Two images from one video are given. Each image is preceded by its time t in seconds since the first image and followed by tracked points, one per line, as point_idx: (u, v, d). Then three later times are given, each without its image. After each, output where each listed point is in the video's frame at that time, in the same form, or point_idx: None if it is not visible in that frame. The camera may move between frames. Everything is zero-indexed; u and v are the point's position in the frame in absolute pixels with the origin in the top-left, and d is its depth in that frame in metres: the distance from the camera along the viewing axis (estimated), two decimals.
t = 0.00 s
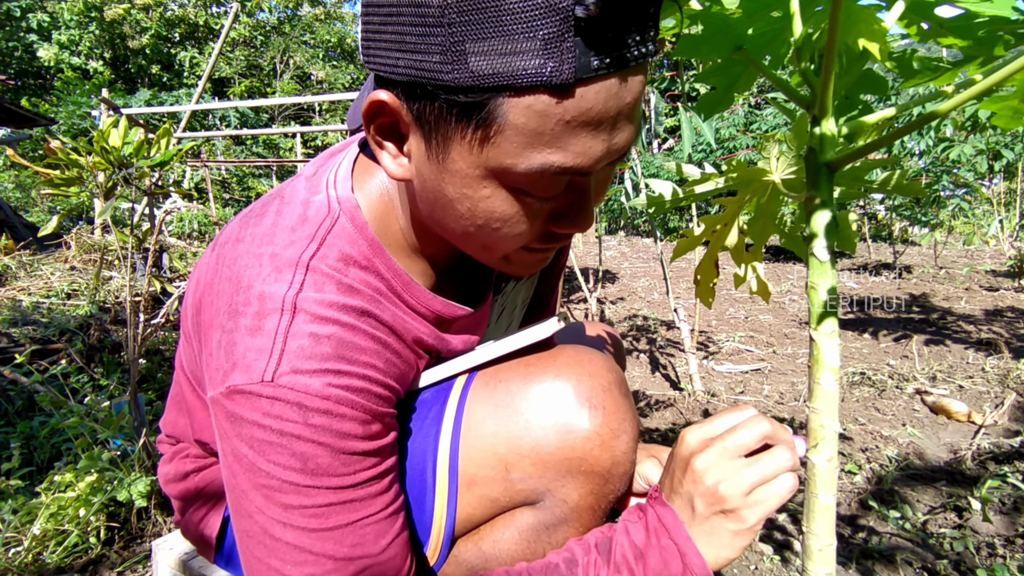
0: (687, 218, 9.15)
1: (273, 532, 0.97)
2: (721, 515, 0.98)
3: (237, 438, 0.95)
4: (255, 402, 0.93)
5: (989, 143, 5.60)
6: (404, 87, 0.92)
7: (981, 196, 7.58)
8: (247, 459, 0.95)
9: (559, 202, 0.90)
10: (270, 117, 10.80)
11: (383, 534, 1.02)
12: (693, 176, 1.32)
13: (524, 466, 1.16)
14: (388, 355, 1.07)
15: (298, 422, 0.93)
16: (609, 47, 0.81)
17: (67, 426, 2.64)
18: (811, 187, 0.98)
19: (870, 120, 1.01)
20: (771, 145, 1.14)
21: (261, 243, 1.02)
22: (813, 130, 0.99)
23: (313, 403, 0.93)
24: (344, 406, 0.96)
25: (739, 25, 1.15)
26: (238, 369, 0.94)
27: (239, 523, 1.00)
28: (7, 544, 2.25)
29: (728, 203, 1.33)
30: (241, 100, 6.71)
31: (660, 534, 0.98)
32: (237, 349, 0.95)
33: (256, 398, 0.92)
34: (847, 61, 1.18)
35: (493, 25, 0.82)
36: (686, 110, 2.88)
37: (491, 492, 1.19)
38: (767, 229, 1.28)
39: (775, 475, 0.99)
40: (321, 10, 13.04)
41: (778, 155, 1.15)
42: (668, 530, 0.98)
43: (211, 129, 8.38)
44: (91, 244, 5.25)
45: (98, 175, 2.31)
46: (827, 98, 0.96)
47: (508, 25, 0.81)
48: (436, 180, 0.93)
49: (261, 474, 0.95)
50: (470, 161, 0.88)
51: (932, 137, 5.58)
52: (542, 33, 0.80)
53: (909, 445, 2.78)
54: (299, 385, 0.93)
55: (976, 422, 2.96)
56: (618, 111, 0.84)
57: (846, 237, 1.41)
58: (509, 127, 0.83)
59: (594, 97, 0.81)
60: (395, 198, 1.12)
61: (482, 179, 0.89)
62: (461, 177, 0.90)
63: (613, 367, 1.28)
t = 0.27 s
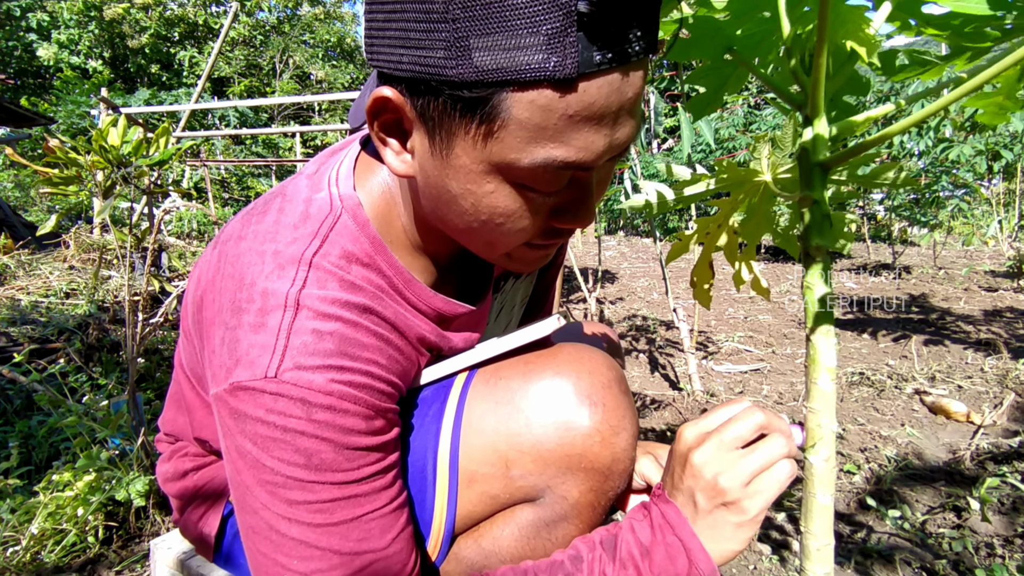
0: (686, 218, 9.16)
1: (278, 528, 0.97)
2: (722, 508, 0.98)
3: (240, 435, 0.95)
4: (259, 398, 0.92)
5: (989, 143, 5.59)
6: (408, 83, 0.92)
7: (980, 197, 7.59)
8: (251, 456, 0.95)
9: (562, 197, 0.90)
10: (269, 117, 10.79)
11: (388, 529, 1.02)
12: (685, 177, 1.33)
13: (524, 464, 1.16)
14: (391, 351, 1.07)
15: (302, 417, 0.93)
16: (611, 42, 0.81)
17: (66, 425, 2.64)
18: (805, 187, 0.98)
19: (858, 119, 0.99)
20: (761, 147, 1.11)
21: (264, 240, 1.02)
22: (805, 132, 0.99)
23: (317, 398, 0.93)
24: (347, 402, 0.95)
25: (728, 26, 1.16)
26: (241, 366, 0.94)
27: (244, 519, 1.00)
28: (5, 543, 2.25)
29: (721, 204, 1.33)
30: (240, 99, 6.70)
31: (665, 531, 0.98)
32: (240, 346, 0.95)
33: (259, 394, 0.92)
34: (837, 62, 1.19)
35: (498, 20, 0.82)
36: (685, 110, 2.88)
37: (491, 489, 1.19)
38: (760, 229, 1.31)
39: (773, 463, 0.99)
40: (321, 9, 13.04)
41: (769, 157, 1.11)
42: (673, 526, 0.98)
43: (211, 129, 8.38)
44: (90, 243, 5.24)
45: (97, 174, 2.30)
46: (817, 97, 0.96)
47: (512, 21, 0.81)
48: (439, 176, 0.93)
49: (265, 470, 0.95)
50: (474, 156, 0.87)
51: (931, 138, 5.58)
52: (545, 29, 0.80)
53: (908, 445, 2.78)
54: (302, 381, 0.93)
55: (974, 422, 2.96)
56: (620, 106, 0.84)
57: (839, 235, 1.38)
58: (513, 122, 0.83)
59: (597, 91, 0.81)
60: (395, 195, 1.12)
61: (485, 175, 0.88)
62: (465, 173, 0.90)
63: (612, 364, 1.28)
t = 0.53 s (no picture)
0: (682, 219, 9.17)
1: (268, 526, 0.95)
2: (713, 510, 0.97)
3: (232, 431, 0.94)
4: (250, 395, 0.91)
5: (982, 145, 5.62)
6: (403, 80, 0.92)
7: (973, 198, 7.62)
8: (242, 452, 0.94)
9: (555, 195, 0.90)
10: (264, 116, 10.76)
11: (379, 528, 1.02)
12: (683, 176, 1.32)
13: (517, 464, 1.16)
14: (384, 349, 1.06)
15: (294, 413, 0.92)
16: (606, 39, 0.81)
17: (56, 425, 2.63)
18: (802, 186, 0.98)
19: (855, 119, 0.99)
20: (760, 144, 1.15)
21: (257, 236, 1.01)
22: (802, 129, 0.99)
23: (309, 395, 0.92)
24: (340, 398, 0.95)
25: (729, 21, 1.16)
26: (233, 362, 0.93)
27: (234, 517, 0.99)
28: None
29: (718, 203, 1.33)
30: (234, 98, 6.68)
31: (657, 533, 0.98)
32: (232, 342, 0.94)
33: (250, 391, 0.91)
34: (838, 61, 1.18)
35: (492, 16, 0.81)
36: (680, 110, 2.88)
37: (483, 489, 1.18)
38: (757, 229, 1.29)
39: (763, 464, 0.99)
40: (316, 9, 13.01)
41: (767, 153, 1.15)
42: (664, 528, 0.98)
43: (205, 128, 8.34)
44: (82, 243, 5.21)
45: (88, 172, 2.29)
46: (816, 95, 0.95)
47: (506, 17, 0.81)
48: (433, 174, 0.92)
49: (256, 467, 0.94)
50: (467, 153, 0.87)
51: (925, 139, 5.60)
52: (539, 25, 0.80)
53: (901, 445, 2.79)
54: (294, 377, 0.92)
55: (967, 422, 2.97)
56: (614, 104, 0.83)
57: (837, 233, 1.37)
58: (506, 119, 0.83)
59: (591, 89, 0.81)
60: (389, 191, 1.11)
61: (479, 172, 0.88)
62: (459, 170, 0.89)
63: (606, 364, 1.27)
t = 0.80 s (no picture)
0: (674, 218, 9.19)
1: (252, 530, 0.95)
2: (709, 513, 0.97)
3: (214, 435, 0.93)
4: (231, 398, 0.91)
5: (972, 145, 5.66)
6: (381, 77, 0.91)
7: (963, 198, 7.68)
8: (225, 456, 0.94)
9: (539, 194, 0.89)
10: (256, 113, 10.70)
11: (366, 530, 1.01)
12: (678, 173, 1.32)
13: (507, 465, 1.15)
14: (369, 349, 1.05)
15: (276, 417, 0.91)
16: (586, 34, 0.80)
17: (44, 424, 2.61)
18: (794, 184, 0.98)
19: (851, 117, 0.99)
20: (755, 143, 1.14)
21: (238, 236, 1.01)
22: (796, 127, 0.99)
23: (291, 398, 0.92)
24: (323, 401, 0.94)
25: (723, 19, 1.16)
26: (213, 364, 0.93)
27: (218, 520, 0.99)
28: None
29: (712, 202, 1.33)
30: (226, 96, 6.64)
31: (651, 537, 0.98)
32: (212, 344, 0.93)
33: (232, 394, 0.91)
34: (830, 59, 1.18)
35: (468, 12, 0.81)
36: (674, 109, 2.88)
37: (473, 491, 1.18)
38: (751, 228, 1.31)
39: (758, 467, 0.99)
40: (309, 6, 12.96)
41: (762, 152, 1.14)
42: (658, 532, 0.97)
43: (196, 125, 8.29)
44: (71, 241, 5.17)
45: (77, 170, 2.30)
46: (810, 93, 0.96)
47: (483, 12, 0.81)
48: (415, 172, 0.92)
49: (239, 471, 0.93)
50: (448, 151, 0.86)
51: (916, 139, 5.64)
52: (517, 20, 0.80)
53: (891, 443, 2.80)
54: (276, 380, 0.91)
55: (957, 420, 2.99)
56: (597, 101, 0.83)
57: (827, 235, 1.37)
58: (486, 116, 0.82)
59: (572, 85, 0.80)
60: (373, 187, 1.10)
61: (461, 170, 0.87)
62: (440, 169, 0.89)
63: (597, 364, 1.27)
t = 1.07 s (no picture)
0: (668, 214, 9.21)
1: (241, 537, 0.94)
2: (704, 519, 0.97)
3: (199, 441, 0.93)
4: (215, 404, 0.90)
5: (963, 141, 5.68)
6: (365, 73, 0.90)
7: (955, 195, 7.72)
8: (211, 463, 0.93)
9: (530, 192, 0.89)
10: (249, 108, 10.65)
11: (357, 534, 1.00)
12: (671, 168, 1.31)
13: (498, 465, 1.15)
14: (358, 350, 1.05)
15: (262, 423, 0.91)
16: (576, 30, 0.80)
17: (33, 420, 2.61)
18: (787, 178, 0.98)
19: (843, 111, 0.99)
20: (748, 137, 1.14)
21: (222, 235, 1.00)
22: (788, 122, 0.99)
23: (277, 403, 0.91)
24: (309, 406, 0.93)
25: (716, 13, 1.15)
26: (197, 369, 0.92)
27: (206, 526, 0.98)
28: None
29: (706, 196, 1.33)
30: (218, 90, 6.60)
31: (645, 541, 0.98)
32: (196, 348, 0.93)
33: (216, 400, 0.90)
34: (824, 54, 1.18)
35: (454, 8, 0.80)
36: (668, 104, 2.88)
37: (465, 491, 1.18)
38: (742, 224, 1.29)
39: (752, 471, 0.99)
40: None
41: (755, 147, 1.14)
42: (652, 536, 0.98)
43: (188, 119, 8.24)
44: (61, 236, 5.12)
45: (66, 164, 2.29)
46: (804, 87, 0.96)
47: (468, 7, 0.80)
48: (402, 171, 0.91)
49: (225, 478, 0.93)
50: (435, 150, 0.86)
51: (908, 136, 5.66)
52: (505, 15, 0.79)
53: (882, 437, 2.82)
54: (261, 385, 0.90)
55: (948, 415, 3.01)
56: (589, 98, 0.83)
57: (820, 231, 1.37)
58: (474, 115, 0.82)
59: (562, 82, 0.80)
60: (361, 185, 1.09)
61: (449, 169, 0.87)
62: (427, 167, 0.88)
63: (590, 363, 1.26)
